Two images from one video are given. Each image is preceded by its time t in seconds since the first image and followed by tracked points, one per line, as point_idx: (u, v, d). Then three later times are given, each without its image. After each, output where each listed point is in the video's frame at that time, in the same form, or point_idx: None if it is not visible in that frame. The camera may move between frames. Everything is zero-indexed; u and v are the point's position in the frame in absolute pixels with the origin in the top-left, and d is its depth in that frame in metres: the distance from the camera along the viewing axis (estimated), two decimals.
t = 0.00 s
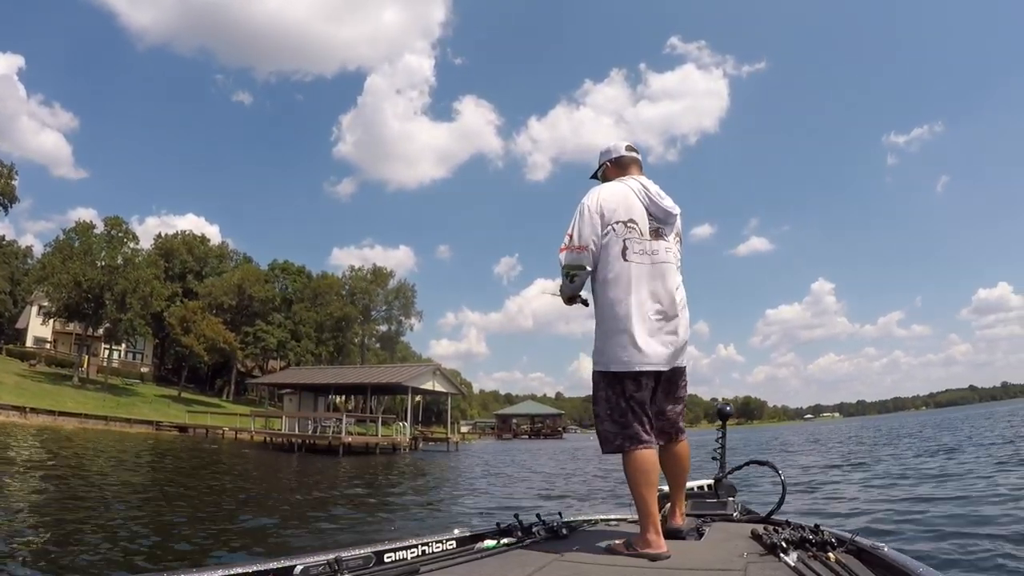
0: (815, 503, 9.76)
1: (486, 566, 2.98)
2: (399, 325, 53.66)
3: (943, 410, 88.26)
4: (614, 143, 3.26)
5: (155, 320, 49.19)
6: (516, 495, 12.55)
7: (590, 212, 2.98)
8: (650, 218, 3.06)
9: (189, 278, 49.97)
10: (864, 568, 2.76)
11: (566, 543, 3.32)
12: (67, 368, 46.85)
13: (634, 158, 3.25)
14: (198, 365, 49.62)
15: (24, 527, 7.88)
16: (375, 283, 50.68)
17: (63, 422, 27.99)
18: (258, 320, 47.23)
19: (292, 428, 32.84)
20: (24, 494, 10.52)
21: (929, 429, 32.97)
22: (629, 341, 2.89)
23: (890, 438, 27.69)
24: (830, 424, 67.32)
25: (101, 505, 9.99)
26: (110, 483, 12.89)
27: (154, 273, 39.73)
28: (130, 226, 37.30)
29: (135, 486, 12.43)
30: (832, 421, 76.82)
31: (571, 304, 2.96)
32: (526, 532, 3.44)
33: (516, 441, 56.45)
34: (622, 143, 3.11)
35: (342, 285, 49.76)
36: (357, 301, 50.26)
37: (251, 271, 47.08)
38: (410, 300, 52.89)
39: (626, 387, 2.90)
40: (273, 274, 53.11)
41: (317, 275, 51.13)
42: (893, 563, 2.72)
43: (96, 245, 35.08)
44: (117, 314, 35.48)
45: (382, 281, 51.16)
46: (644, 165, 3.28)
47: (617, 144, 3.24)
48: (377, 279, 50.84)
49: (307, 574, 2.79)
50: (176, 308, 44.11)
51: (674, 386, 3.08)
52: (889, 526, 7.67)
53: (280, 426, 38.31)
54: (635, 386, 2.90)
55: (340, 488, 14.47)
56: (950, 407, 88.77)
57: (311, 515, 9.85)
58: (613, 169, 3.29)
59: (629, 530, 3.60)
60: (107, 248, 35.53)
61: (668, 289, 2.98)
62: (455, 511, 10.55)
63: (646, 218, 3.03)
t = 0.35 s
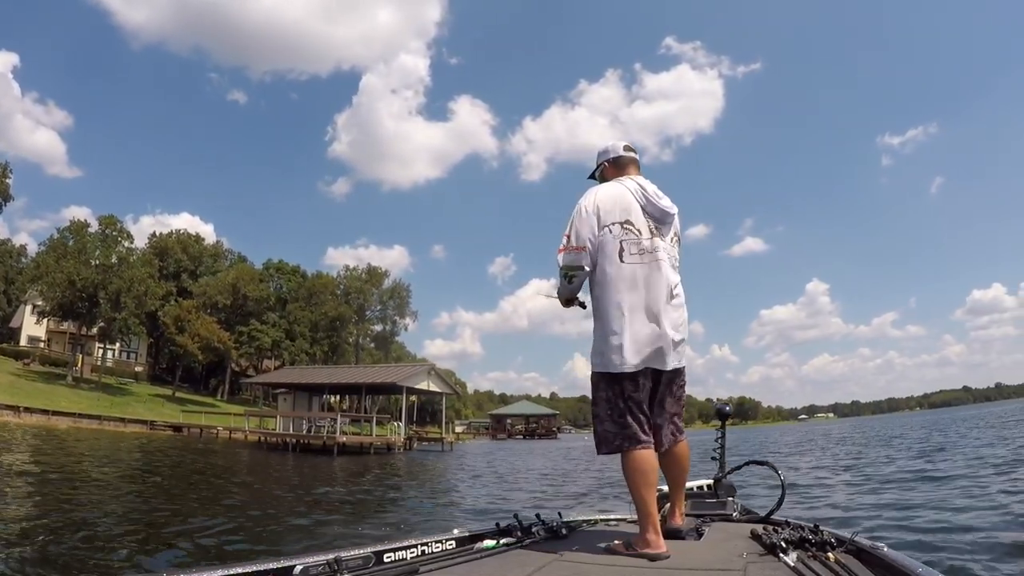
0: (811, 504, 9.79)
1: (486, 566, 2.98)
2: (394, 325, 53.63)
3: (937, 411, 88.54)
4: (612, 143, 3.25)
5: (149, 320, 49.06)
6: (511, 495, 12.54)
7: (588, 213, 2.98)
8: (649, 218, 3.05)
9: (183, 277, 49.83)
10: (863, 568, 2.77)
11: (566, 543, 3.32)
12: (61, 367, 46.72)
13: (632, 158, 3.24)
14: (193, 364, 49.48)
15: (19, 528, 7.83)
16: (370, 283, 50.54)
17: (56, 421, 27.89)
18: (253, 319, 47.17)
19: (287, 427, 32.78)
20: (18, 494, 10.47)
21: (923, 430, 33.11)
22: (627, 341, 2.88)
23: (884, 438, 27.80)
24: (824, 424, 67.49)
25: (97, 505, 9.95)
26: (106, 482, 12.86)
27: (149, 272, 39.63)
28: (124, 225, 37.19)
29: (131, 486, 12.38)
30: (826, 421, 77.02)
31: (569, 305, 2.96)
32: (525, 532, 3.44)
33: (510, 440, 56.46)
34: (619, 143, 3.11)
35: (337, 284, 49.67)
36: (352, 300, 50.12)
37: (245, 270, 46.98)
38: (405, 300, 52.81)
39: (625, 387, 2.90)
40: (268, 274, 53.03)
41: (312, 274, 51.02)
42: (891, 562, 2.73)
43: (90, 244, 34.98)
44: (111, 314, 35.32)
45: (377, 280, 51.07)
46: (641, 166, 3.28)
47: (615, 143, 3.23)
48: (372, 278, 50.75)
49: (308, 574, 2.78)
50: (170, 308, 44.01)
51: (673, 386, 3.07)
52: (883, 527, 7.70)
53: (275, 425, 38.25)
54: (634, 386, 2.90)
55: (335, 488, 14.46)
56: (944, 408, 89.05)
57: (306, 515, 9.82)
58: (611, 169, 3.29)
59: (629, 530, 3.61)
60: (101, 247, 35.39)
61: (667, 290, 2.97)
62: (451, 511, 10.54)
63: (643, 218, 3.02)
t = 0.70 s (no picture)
0: (808, 504, 9.78)
1: (486, 565, 2.98)
2: (389, 324, 53.53)
3: (932, 410, 88.68)
4: (609, 143, 3.24)
5: (144, 318, 48.92)
6: (508, 494, 12.52)
7: (585, 214, 2.97)
8: (646, 218, 3.05)
9: (178, 276, 49.69)
10: (862, 568, 2.77)
11: (565, 543, 3.32)
12: (55, 365, 46.59)
13: (629, 159, 3.23)
14: (188, 363, 49.36)
15: (14, 527, 7.77)
16: (365, 281, 50.46)
17: (51, 420, 27.79)
18: (248, 318, 47.15)
19: (282, 426, 32.71)
20: (13, 493, 10.44)
21: (917, 430, 33.19)
22: (626, 342, 2.88)
23: (878, 438, 27.85)
24: (818, 424, 67.65)
25: (92, 504, 9.89)
26: (100, 481, 12.79)
27: (143, 270, 39.57)
28: (119, 223, 37.07)
29: (126, 485, 12.32)
30: (820, 421, 77.22)
31: (566, 306, 2.97)
32: (525, 532, 3.43)
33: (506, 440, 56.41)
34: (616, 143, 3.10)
35: (332, 283, 49.55)
36: (347, 299, 50.04)
37: (240, 268, 46.93)
38: (400, 299, 52.74)
39: (622, 388, 2.89)
40: (263, 272, 52.93)
41: (307, 273, 50.95)
42: (890, 562, 2.73)
43: (85, 241, 34.85)
44: (105, 311, 35.15)
45: (373, 278, 50.93)
46: (639, 166, 3.27)
47: (612, 144, 3.22)
48: (368, 276, 50.62)
49: (307, 574, 2.77)
50: (165, 306, 43.89)
51: (672, 386, 3.07)
52: (881, 526, 7.72)
53: (269, 424, 38.18)
54: (631, 386, 2.89)
55: (330, 486, 14.43)
56: (938, 407, 89.31)
57: (302, 514, 9.79)
58: (609, 170, 3.28)
59: (628, 530, 3.62)
60: (96, 244, 35.28)
61: (666, 290, 2.96)
62: (448, 510, 10.53)
63: (641, 218, 3.02)
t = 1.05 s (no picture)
0: (804, 503, 9.79)
1: (486, 565, 2.98)
2: (385, 323, 53.44)
3: (927, 410, 88.83)
4: (609, 143, 3.23)
5: (139, 316, 48.77)
6: (504, 493, 12.50)
7: (584, 214, 2.96)
8: (645, 218, 3.04)
9: (173, 274, 49.56)
10: (862, 568, 2.77)
11: (565, 543, 3.32)
12: (50, 364, 46.43)
13: (629, 158, 3.23)
14: (183, 362, 49.24)
15: (8, 526, 7.73)
16: (361, 280, 50.37)
17: (45, 419, 27.68)
18: (243, 316, 47.09)
19: (278, 425, 32.64)
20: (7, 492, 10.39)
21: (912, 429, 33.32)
22: (626, 341, 2.87)
23: (873, 438, 27.92)
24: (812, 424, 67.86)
25: (87, 503, 9.85)
26: (94, 480, 12.73)
27: (138, 268, 39.45)
28: (114, 221, 36.96)
29: (121, 484, 12.27)
30: (815, 421, 77.46)
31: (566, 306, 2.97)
32: (525, 532, 3.43)
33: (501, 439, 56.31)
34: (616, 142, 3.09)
35: (328, 281, 49.45)
36: (343, 298, 49.95)
37: (236, 266, 46.84)
38: (396, 298, 52.64)
39: (623, 388, 2.89)
40: (258, 271, 52.82)
41: (303, 272, 50.81)
42: (890, 563, 2.73)
43: (80, 240, 34.74)
44: (100, 310, 35.00)
45: (368, 277, 50.82)
46: (639, 166, 3.26)
47: (611, 144, 3.22)
48: (363, 275, 50.50)
49: (307, 574, 2.76)
50: (161, 304, 43.76)
51: (671, 386, 3.06)
52: (877, 527, 7.72)
53: (265, 423, 38.10)
54: (631, 386, 2.89)
55: (326, 486, 14.40)
56: (933, 407, 89.59)
57: (298, 513, 9.77)
58: (609, 170, 3.27)
59: (628, 530, 3.62)
60: (91, 243, 35.18)
61: (666, 290, 2.96)
62: (444, 509, 10.51)
63: (640, 219, 3.01)
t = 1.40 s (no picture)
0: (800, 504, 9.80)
1: (485, 565, 2.97)
2: (380, 322, 53.37)
3: (922, 411, 89.02)
4: (611, 143, 3.23)
5: (135, 315, 48.67)
6: (501, 493, 12.50)
7: (586, 214, 2.95)
8: (647, 218, 3.03)
9: (169, 273, 49.49)
10: (862, 569, 2.78)
11: (565, 543, 3.31)
12: (45, 363, 46.30)
13: (631, 159, 3.22)
14: (179, 362, 49.13)
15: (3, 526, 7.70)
16: (357, 279, 50.35)
17: (41, 418, 27.61)
18: (239, 316, 47.00)
19: (273, 424, 32.58)
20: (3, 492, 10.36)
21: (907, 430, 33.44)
22: (627, 341, 2.86)
23: (868, 439, 28.04)
24: (807, 424, 68.09)
25: (83, 503, 9.83)
26: (90, 479, 12.70)
27: (134, 267, 39.38)
28: (110, 220, 36.92)
29: (117, 484, 12.24)
30: (809, 422, 77.70)
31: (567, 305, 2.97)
32: (525, 532, 3.42)
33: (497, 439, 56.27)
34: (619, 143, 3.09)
35: (324, 281, 49.42)
36: (339, 297, 49.92)
37: (232, 266, 46.79)
38: (392, 298, 52.59)
39: (625, 388, 2.89)
40: (254, 270, 52.75)
41: (299, 271, 50.73)
42: (890, 562, 2.74)
43: (76, 239, 34.69)
44: (96, 309, 34.89)
45: (364, 277, 50.79)
46: (640, 166, 3.26)
47: (614, 144, 3.21)
48: (359, 275, 50.48)
49: (307, 574, 2.75)
50: (156, 304, 43.68)
51: (671, 387, 3.06)
52: (874, 527, 7.74)
53: (260, 422, 38.03)
54: (633, 386, 2.88)
55: (322, 486, 14.38)
56: (928, 408, 89.95)
57: (295, 513, 9.75)
58: (610, 170, 3.27)
59: (627, 530, 3.61)
60: (87, 242, 35.16)
61: (667, 290, 2.95)
62: (441, 509, 10.50)
63: (642, 218, 3.01)
